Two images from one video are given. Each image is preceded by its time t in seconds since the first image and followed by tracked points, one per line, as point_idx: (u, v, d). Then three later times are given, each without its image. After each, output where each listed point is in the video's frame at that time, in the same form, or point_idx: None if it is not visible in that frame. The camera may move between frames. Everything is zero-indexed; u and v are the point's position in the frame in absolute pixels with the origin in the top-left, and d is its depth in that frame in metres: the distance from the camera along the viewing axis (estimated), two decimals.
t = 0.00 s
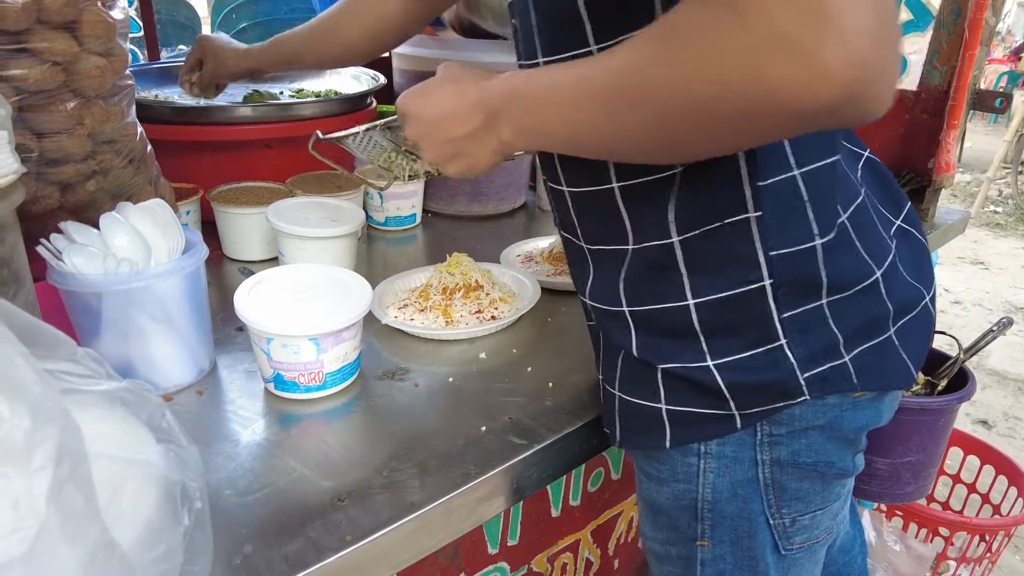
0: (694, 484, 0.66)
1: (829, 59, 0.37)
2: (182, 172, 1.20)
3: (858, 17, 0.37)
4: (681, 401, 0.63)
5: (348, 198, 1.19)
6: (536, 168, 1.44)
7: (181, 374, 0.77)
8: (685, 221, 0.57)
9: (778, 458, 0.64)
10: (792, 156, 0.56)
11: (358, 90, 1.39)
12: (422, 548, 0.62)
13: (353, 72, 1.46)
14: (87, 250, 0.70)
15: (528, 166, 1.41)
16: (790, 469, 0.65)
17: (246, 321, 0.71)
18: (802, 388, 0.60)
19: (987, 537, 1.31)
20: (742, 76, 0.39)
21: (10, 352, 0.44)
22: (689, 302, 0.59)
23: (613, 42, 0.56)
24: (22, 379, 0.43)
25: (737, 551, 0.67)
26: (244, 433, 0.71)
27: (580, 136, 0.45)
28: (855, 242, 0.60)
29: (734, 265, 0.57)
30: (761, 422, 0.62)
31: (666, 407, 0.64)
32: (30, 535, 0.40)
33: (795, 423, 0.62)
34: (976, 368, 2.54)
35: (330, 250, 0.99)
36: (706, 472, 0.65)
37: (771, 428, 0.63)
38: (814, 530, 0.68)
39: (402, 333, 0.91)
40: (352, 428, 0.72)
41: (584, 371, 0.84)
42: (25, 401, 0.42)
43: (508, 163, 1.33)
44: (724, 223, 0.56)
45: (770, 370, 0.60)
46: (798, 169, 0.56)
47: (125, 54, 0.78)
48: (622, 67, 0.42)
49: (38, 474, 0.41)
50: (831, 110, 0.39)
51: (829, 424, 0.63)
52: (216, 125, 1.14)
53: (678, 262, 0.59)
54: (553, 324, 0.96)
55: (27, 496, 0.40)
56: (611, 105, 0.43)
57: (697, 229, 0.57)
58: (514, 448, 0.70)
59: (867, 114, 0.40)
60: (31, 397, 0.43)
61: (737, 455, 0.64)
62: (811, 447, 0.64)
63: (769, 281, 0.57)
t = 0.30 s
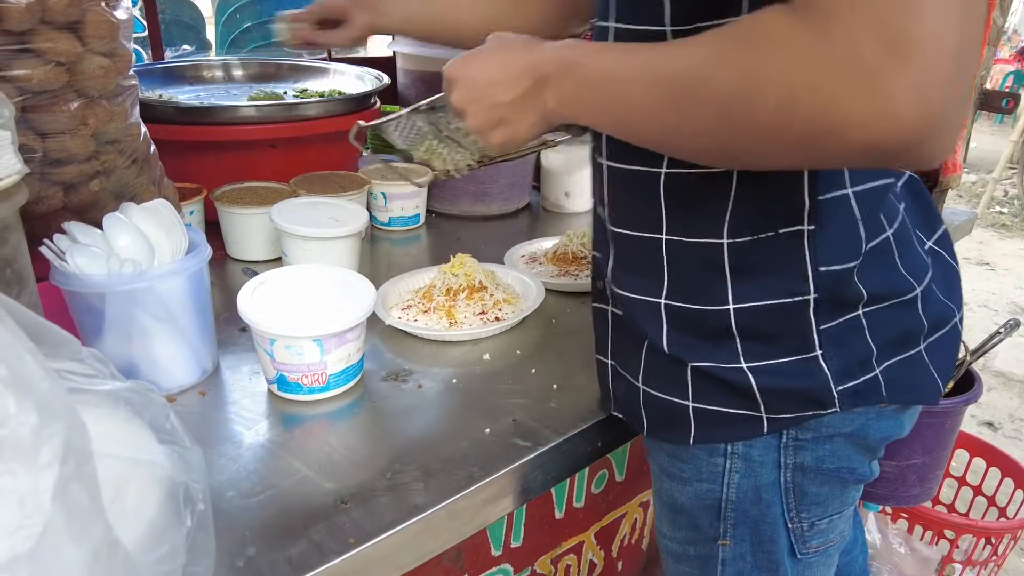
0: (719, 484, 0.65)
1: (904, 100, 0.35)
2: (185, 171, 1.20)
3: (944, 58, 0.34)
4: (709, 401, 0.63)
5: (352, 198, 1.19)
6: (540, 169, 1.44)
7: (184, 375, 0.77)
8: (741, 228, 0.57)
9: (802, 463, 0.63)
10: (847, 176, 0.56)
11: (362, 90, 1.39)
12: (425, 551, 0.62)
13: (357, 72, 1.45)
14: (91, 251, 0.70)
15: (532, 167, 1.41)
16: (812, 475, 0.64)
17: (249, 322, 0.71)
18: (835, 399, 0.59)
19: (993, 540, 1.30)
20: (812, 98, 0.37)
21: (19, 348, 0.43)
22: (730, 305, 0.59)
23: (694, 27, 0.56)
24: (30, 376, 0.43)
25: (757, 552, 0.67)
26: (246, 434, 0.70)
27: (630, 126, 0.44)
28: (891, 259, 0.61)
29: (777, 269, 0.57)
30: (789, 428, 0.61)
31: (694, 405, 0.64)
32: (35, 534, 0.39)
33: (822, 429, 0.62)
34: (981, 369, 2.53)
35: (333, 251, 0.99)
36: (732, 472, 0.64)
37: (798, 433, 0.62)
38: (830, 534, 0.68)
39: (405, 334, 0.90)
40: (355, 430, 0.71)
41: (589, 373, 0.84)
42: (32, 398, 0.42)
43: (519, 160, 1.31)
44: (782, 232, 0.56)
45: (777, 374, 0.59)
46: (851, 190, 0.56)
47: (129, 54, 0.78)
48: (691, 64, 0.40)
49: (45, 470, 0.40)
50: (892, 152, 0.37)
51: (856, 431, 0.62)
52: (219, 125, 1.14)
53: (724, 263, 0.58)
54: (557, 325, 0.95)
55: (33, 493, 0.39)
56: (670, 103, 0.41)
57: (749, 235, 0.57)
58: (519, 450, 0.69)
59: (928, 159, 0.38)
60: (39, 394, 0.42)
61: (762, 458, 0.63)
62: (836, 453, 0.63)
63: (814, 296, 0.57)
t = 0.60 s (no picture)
0: (748, 475, 0.66)
1: (920, 156, 0.37)
2: (189, 172, 1.20)
3: (969, 127, 0.36)
4: (752, 393, 0.63)
5: (356, 199, 1.19)
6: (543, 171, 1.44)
7: (188, 377, 0.77)
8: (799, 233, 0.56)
9: (833, 465, 0.63)
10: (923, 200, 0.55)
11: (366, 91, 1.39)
12: (428, 554, 0.62)
13: (361, 73, 1.45)
14: (96, 252, 0.70)
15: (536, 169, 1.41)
16: (843, 477, 0.63)
17: (252, 324, 0.71)
18: (874, 405, 0.60)
19: (999, 543, 1.29)
20: (839, 141, 0.39)
21: (24, 350, 0.43)
22: (782, 307, 0.59)
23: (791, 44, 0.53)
24: (34, 380, 0.43)
25: (779, 543, 0.68)
26: (250, 437, 0.70)
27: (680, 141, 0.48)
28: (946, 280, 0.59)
29: (813, 271, 0.57)
30: (824, 428, 0.61)
31: (732, 393, 0.64)
32: (37, 539, 0.39)
33: (858, 432, 0.61)
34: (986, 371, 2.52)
35: (337, 252, 0.99)
36: (763, 463, 0.65)
37: (833, 433, 0.62)
38: (854, 537, 0.67)
39: (409, 336, 0.90)
40: (358, 432, 0.71)
41: (594, 375, 0.84)
42: (36, 403, 0.42)
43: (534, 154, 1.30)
44: (832, 244, 0.56)
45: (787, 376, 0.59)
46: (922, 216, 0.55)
47: (134, 57, 0.78)
48: (745, 95, 0.44)
49: (47, 476, 0.40)
50: (904, 202, 0.39)
51: (892, 439, 0.61)
52: (224, 126, 1.14)
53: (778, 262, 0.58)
54: (562, 327, 0.95)
55: (36, 498, 0.40)
56: (717, 126, 0.45)
57: (803, 241, 0.57)
58: (523, 453, 0.69)
59: (941, 217, 0.40)
60: (43, 398, 0.42)
61: (794, 455, 0.63)
62: (869, 457, 0.62)
63: (868, 309, 0.57)
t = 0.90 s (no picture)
0: (778, 468, 0.66)
1: (967, 168, 0.37)
2: (190, 171, 1.20)
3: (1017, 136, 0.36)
4: (788, 387, 0.62)
5: (358, 197, 1.18)
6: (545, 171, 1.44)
7: (188, 376, 0.76)
8: (855, 233, 0.55)
9: (866, 465, 0.63)
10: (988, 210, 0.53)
11: (368, 90, 1.39)
12: (431, 555, 0.61)
13: (364, 72, 1.45)
14: (97, 250, 0.69)
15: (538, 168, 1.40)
16: (874, 477, 0.63)
17: (253, 323, 0.71)
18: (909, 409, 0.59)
19: (1003, 545, 1.28)
20: (882, 152, 0.40)
21: (16, 351, 0.42)
22: (827, 305, 0.58)
23: (864, 43, 0.52)
24: (29, 382, 0.42)
25: (804, 540, 0.69)
26: (251, 437, 0.70)
27: (732, 158, 0.50)
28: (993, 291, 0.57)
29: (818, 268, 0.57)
30: (860, 428, 0.61)
31: (767, 385, 0.64)
32: (29, 542, 0.39)
33: (892, 433, 0.61)
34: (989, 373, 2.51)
35: (339, 251, 0.99)
36: (794, 458, 0.65)
37: (868, 434, 0.61)
38: (880, 537, 0.68)
39: (411, 336, 0.90)
40: (359, 432, 0.71)
41: (598, 376, 0.83)
42: (29, 403, 0.41)
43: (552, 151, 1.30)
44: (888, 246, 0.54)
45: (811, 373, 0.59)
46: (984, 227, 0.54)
47: (136, 54, 0.78)
48: (795, 114, 0.45)
49: (40, 478, 0.40)
50: (956, 211, 0.40)
51: (925, 441, 0.61)
52: (226, 124, 1.14)
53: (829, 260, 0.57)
54: (565, 327, 0.95)
55: (27, 501, 0.39)
56: (770, 144, 0.46)
57: (857, 241, 0.55)
58: (526, 454, 0.69)
59: (988, 225, 0.40)
60: (37, 399, 0.42)
61: (826, 453, 0.63)
62: (901, 458, 0.62)
63: (913, 313, 0.55)
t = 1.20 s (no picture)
0: (791, 471, 0.66)
1: (1005, 169, 0.36)
2: (191, 169, 1.19)
3: None
4: (803, 390, 0.62)
5: (358, 196, 1.17)
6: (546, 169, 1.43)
7: (187, 374, 0.76)
8: (879, 234, 0.54)
9: (882, 470, 0.62)
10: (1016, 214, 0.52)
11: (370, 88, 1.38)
12: (430, 556, 0.61)
13: (366, 70, 1.44)
14: (95, 248, 0.69)
15: (540, 167, 1.40)
16: (891, 483, 0.62)
17: (253, 322, 0.70)
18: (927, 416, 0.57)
19: (1008, 548, 1.27)
20: (914, 152, 0.40)
21: (9, 348, 0.42)
22: (847, 308, 0.57)
23: (904, 39, 0.51)
24: (20, 379, 0.41)
25: (816, 544, 0.68)
26: (250, 436, 0.69)
27: (756, 157, 0.49)
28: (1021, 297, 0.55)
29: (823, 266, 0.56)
30: (877, 433, 0.60)
31: (782, 388, 0.64)
32: (20, 543, 0.38)
33: (910, 438, 0.60)
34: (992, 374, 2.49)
35: (339, 249, 0.98)
36: (807, 462, 0.64)
37: (885, 439, 0.60)
38: (892, 544, 0.67)
39: (412, 335, 0.89)
40: (358, 433, 0.70)
41: (601, 375, 0.83)
42: (22, 401, 0.41)
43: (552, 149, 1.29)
44: (912, 249, 0.53)
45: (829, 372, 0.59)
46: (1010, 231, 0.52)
47: (135, 51, 0.78)
48: (823, 112, 0.44)
49: (33, 478, 0.39)
50: (986, 213, 0.39)
51: (943, 446, 0.60)
52: (227, 122, 1.13)
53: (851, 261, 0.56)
54: (567, 326, 0.94)
55: (20, 501, 0.39)
56: (796, 142, 0.46)
57: (881, 241, 0.54)
58: (527, 454, 0.68)
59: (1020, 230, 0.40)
60: (29, 397, 0.41)
61: (841, 457, 0.63)
62: (917, 463, 0.61)
63: (937, 317, 0.54)
